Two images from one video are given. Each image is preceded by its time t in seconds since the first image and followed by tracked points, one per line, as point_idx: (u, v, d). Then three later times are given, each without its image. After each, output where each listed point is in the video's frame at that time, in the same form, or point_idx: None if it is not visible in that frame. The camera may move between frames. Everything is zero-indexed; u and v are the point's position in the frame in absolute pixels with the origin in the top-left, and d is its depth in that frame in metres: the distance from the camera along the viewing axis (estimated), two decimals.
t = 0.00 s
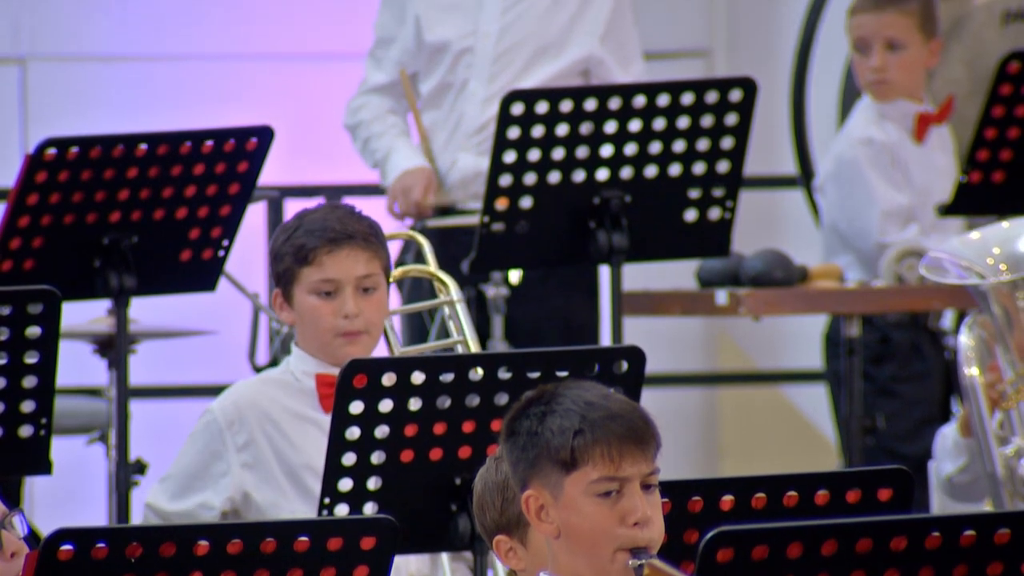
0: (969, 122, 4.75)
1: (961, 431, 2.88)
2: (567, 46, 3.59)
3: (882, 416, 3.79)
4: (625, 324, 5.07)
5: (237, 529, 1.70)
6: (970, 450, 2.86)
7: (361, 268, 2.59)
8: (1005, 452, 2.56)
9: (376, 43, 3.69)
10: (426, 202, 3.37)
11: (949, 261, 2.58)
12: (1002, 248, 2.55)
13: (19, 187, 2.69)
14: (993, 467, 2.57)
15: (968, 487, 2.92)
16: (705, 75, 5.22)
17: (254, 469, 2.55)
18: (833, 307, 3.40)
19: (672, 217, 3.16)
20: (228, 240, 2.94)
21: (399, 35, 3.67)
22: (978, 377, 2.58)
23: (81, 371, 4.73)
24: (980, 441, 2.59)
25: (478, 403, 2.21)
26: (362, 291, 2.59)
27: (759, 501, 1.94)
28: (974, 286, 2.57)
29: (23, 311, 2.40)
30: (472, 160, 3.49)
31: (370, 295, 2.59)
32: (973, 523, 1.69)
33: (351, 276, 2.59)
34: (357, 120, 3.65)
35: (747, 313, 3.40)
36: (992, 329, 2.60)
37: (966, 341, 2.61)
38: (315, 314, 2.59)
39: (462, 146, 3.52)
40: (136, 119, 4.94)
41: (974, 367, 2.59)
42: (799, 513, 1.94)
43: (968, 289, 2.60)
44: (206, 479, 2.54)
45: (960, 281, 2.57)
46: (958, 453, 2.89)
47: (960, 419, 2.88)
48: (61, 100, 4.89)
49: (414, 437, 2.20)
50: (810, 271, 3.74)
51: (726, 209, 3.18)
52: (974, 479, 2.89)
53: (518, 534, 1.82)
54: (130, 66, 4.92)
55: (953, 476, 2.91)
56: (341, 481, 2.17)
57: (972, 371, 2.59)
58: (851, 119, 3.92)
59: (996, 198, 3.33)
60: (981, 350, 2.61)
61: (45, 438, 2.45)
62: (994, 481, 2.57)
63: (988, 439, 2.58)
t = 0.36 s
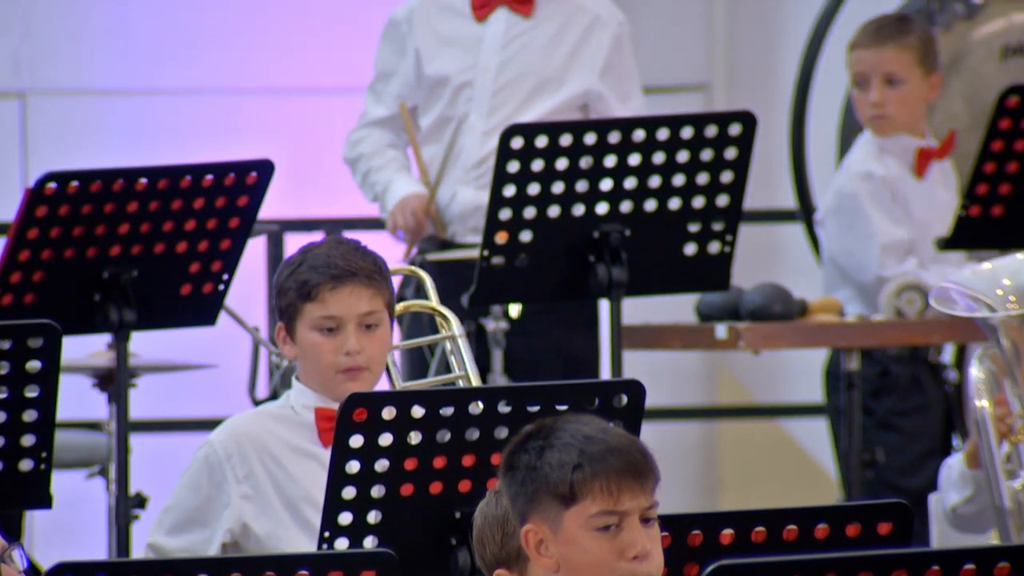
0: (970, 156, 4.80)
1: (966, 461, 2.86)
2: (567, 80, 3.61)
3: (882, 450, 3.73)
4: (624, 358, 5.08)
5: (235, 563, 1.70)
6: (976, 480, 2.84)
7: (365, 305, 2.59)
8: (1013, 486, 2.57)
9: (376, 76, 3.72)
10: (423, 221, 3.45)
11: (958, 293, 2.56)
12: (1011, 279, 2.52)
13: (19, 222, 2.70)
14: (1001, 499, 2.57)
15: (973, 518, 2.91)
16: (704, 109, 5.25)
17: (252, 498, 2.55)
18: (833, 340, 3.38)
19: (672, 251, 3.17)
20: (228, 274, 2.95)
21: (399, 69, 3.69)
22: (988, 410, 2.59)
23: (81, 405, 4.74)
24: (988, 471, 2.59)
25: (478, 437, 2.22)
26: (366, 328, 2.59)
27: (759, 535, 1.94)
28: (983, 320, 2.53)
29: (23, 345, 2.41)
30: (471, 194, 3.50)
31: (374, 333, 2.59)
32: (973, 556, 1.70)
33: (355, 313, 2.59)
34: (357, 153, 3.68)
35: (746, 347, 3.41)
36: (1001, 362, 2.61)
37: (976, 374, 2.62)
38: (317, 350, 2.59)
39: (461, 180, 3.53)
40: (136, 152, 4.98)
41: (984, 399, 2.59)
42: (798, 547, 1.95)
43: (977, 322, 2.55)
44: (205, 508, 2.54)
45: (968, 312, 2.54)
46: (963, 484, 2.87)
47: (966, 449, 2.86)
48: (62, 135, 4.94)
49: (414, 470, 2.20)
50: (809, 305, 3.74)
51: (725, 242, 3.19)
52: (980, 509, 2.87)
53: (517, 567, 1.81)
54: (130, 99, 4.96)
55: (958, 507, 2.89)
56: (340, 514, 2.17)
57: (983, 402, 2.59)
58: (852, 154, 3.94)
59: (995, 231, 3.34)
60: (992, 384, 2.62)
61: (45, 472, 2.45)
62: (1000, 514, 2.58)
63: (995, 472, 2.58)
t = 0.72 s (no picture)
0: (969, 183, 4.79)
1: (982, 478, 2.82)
2: (567, 108, 3.62)
3: (882, 475, 3.72)
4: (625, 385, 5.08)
5: None
6: (989, 498, 2.81)
7: (366, 329, 2.60)
8: None
9: (378, 103, 3.72)
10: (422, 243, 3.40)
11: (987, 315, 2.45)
12: None
13: (20, 249, 2.71)
14: (1022, 528, 2.43)
15: (978, 534, 2.87)
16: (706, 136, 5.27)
17: (252, 524, 2.55)
18: (834, 367, 3.39)
19: (672, 278, 3.17)
20: (230, 301, 2.95)
21: (401, 95, 3.69)
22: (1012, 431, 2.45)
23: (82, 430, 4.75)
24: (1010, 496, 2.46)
25: (479, 463, 2.22)
26: (366, 352, 2.60)
27: (759, 562, 1.95)
28: (1014, 343, 2.40)
29: (25, 372, 2.42)
30: (472, 222, 3.51)
31: (374, 356, 2.60)
32: None
33: (356, 337, 2.60)
34: (358, 180, 3.69)
35: (746, 374, 3.40)
36: None
37: (1003, 399, 2.47)
38: (318, 375, 2.59)
39: (463, 207, 3.54)
40: (137, 179, 5.02)
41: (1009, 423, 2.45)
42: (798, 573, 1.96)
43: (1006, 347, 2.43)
44: (205, 535, 2.54)
45: (996, 336, 2.41)
46: (975, 499, 2.83)
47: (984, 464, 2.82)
48: (64, 162, 4.97)
49: (416, 497, 2.20)
50: (810, 332, 3.74)
51: (726, 269, 3.20)
52: (989, 526, 2.84)
53: None
54: (131, 126, 5.01)
55: (964, 520, 2.85)
56: (342, 541, 2.17)
57: (1008, 425, 2.44)
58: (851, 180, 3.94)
59: (995, 259, 3.36)
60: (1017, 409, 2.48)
61: (47, 498, 2.45)
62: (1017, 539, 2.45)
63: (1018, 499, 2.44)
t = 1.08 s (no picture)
0: (969, 211, 4.80)
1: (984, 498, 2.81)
2: (568, 134, 3.63)
3: (884, 501, 3.72)
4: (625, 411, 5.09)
5: None
6: (990, 517, 2.80)
7: (366, 360, 2.60)
8: None
9: (378, 129, 3.73)
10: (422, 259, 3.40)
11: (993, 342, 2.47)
12: None
13: (21, 275, 2.72)
14: None
15: (978, 547, 2.87)
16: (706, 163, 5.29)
17: (253, 550, 2.56)
18: (836, 395, 3.38)
19: (672, 304, 3.17)
20: (231, 328, 2.95)
21: (402, 121, 3.71)
22: (1016, 456, 2.45)
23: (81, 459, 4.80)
24: (1015, 523, 2.45)
25: (480, 489, 2.22)
26: (366, 383, 2.60)
27: None
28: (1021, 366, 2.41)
29: (26, 400, 2.41)
30: (472, 247, 3.52)
31: (374, 387, 2.60)
32: None
33: (355, 368, 2.60)
34: (356, 204, 3.69)
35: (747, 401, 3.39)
36: None
37: (1008, 424, 2.45)
38: (318, 406, 2.59)
39: (464, 233, 3.55)
40: (136, 206, 5.06)
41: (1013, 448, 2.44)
42: None
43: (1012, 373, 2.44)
44: (206, 561, 2.54)
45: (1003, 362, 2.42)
46: (975, 517, 2.83)
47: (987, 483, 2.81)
48: (64, 189, 5.01)
49: (416, 523, 2.20)
50: (811, 358, 3.74)
51: (727, 295, 3.19)
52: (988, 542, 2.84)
53: None
54: (130, 152, 5.04)
55: (964, 534, 2.85)
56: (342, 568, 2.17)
57: (1012, 450, 2.44)
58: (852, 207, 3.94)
59: (995, 285, 3.36)
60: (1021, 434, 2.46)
61: (48, 525, 2.45)
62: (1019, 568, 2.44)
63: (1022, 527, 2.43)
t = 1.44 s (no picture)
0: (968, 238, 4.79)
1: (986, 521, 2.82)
2: (568, 161, 3.63)
3: (884, 527, 3.72)
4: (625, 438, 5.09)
5: None
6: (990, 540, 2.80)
7: (366, 386, 2.61)
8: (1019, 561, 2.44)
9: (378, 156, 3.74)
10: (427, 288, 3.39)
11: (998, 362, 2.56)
12: None
13: (22, 302, 2.72)
14: None
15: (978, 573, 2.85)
16: (707, 190, 5.32)
17: None
18: (835, 421, 3.38)
19: (672, 330, 3.17)
20: (231, 354, 2.96)
21: (403, 149, 3.71)
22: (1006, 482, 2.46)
23: (83, 486, 4.82)
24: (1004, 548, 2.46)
25: (481, 515, 2.22)
26: (366, 409, 2.60)
27: None
28: None
29: (26, 426, 2.41)
30: (473, 274, 3.52)
31: (374, 413, 2.61)
32: None
33: (356, 394, 2.60)
34: (359, 233, 3.70)
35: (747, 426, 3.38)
36: None
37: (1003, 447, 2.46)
38: (318, 432, 2.59)
39: (466, 259, 3.55)
40: (136, 233, 5.07)
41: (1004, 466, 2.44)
42: None
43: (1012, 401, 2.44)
44: None
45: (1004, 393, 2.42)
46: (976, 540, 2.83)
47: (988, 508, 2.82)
48: (65, 216, 5.03)
49: (416, 549, 2.21)
50: (811, 384, 3.74)
51: (727, 321, 3.19)
52: (989, 567, 2.82)
53: None
54: (130, 179, 5.06)
55: (965, 559, 2.84)
56: None
57: (1002, 473, 2.44)
58: (851, 232, 3.95)
59: (997, 310, 3.36)
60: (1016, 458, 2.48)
61: (48, 550, 2.45)
62: None
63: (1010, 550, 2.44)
